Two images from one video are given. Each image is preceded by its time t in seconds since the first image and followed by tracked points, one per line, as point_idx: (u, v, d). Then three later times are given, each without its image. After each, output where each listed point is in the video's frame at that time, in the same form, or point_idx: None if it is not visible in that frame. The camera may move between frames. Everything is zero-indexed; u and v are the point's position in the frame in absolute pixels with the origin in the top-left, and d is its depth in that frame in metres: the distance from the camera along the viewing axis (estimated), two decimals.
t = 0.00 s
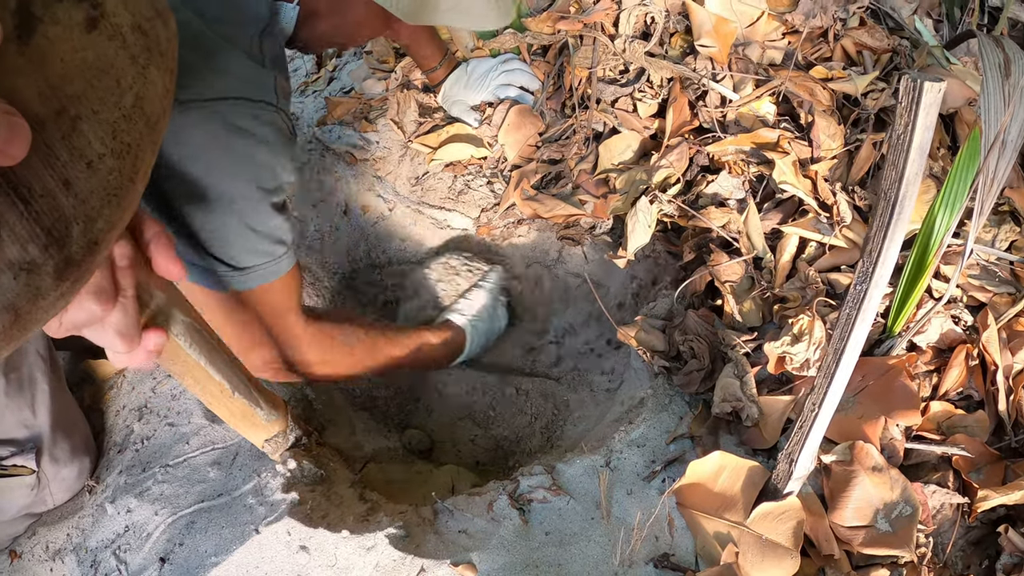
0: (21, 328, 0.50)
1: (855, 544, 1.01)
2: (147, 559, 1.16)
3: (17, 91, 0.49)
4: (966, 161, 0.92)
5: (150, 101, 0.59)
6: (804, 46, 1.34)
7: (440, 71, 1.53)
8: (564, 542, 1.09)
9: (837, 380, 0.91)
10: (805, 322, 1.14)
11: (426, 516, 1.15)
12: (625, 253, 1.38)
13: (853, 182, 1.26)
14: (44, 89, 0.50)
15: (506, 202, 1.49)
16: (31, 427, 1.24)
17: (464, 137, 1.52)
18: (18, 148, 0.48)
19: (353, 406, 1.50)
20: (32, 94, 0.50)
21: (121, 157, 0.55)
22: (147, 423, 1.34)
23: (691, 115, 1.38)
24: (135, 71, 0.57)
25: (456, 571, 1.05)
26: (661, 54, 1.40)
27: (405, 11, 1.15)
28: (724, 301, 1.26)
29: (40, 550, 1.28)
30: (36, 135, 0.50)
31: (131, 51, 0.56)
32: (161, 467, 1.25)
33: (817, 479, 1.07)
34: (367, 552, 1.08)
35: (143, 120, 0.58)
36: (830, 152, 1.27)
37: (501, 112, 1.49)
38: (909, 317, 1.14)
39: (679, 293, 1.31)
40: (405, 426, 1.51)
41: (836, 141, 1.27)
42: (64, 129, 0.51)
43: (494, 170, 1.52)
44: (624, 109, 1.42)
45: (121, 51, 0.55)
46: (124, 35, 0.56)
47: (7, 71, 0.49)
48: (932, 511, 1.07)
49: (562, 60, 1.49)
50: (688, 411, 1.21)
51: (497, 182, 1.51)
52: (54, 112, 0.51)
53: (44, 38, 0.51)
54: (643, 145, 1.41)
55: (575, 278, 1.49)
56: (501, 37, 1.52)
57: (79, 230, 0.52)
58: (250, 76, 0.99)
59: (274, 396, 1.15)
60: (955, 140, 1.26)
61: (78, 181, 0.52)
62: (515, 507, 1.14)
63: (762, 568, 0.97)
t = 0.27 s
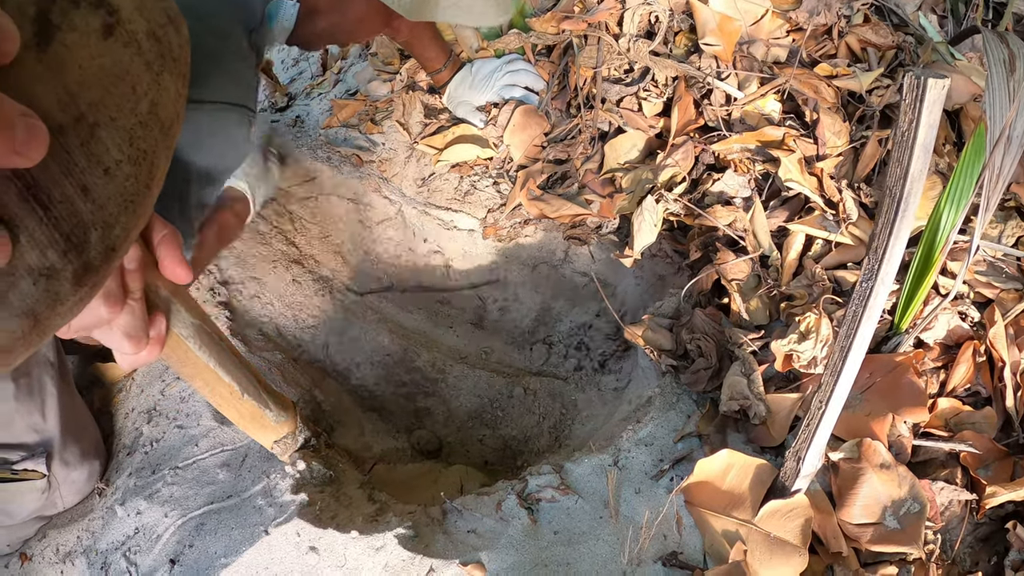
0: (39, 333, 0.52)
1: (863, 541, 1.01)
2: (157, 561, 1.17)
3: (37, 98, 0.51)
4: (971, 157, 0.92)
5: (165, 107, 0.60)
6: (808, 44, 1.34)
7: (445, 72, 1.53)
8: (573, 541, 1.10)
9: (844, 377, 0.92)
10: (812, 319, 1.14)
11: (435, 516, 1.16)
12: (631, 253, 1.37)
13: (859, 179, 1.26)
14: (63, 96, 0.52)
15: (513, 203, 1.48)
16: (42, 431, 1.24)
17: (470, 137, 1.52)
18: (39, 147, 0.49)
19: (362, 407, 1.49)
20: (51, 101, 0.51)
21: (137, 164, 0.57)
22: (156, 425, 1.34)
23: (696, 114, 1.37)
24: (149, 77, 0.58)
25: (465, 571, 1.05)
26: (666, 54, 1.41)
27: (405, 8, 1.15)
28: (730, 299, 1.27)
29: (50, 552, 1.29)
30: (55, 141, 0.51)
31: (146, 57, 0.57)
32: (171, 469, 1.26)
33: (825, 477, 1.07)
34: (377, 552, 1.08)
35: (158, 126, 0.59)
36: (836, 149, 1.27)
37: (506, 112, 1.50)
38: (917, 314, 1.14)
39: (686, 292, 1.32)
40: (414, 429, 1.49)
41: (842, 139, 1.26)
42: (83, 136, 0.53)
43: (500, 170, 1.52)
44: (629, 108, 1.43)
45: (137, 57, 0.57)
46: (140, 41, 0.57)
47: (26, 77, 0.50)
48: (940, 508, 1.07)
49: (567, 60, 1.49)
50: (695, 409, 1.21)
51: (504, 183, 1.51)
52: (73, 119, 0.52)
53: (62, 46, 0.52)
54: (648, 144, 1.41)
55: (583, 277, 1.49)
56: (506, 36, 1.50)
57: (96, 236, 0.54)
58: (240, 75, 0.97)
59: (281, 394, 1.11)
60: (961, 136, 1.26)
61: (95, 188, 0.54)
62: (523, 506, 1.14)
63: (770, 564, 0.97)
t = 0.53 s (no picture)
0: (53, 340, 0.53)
1: (860, 544, 1.01)
2: (156, 564, 1.17)
3: (48, 105, 0.49)
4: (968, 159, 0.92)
5: (175, 112, 0.57)
6: (805, 45, 1.34)
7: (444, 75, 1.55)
8: (570, 544, 1.10)
9: (841, 380, 0.91)
10: (809, 322, 1.14)
11: (433, 519, 1.16)
12: (629, 254, 1.38)
13: (857, 180, 1.25)
14: (74, 101, 0.50)
15: (511, 205, 1.48)
16: (40, 434, 1.25)
17: (468, 140, 1.53)
18: (52, 143, 0.47)
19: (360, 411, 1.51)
20: (62, 106, 0.49)
21: (148, 169, 0.55)
22: (155, 429, 1.35)
23: (694, 116, 1.38)
24: (158, 83, 0.55)
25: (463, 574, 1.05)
26: (663, 56, 1.40)
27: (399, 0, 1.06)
28: (728, 302, 1.27)
29: (49, 555, 1.29)
30: (66, 147, 0.50)
31: (155, 63, 0.55)
32: (170, 472, 1.26)
33: (822, 479, 1.07)
34: (374, 555, 1.09)
35: (168, 133, 0.56)
36: (833, 151, 1.27)
37: (503, 115, 1.51)
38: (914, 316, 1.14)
39: (684, 294, 1.32)
40: (414, 431, 1.51)
41: (839, 140, 1.26)
42: (94, 142, 0.51)
43: (498, 173, 1.52)
44: (627, 111, 1.42)
45: (145, 64, 0.54)
46: (149, 46, 0.55)
47: (35, 79, 0.48)
48: (938, 511, 1.07)
49: (564, 63, 1.49)
50: (693, 412, 1.21)
51: (502, 186, 1.51)
52: (85, 124, 0.50)
53: (73, 51, 0.50)
54: (646, 147, 1.41)
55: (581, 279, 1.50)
56: (504, 40, 1.54)
57: (108, 243, 0.53)
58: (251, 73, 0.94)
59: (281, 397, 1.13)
60: (959, 137, 1.26)
61: (107, 194, 0.52)
62: (521, 509, 1.14)
63: (767, 568, 0.97)
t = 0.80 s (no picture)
0: (138, 272, 0.50)
1: (861, 545, 1.01)
2: (157, 565, 1.17)
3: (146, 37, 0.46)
4: (970, 159, 0.92)
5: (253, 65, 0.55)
6: (806, 46, 1.34)
7: (444, 76, 1.54)
8: (572, 545, 1.10)
9: (842, 381, 0.92)
10: (811, 323, 1.14)
11: (434, 520, 1.16)
12: (630, 255, 1.37)
13: (858, 181, 1.25)
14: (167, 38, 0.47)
15: (512, 206, 1.49)
16: (41, 435, 1.25)
17: (469, 141, 1.53)
18: (109, 185, 0.45)
19: (362, 412, 1.50)
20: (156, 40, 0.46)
21: (228, 121, 0.52)
22: (156, 430, 1.35)
23: (695, 116, 1.37)
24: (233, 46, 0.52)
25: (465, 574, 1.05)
26: (664, 56, 1.40)
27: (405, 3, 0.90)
28: (729, 303, 1.27)
29: (51, 556, 1.29)
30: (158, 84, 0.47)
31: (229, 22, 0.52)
32: (171, 473, 1.27)
33: (824, 480, 1.07)
34: (376, 556, 1.09)
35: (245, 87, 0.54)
36: (834, 152, 1.26)
37: (505, 115, 1.50)
38: (916, 316, 1.14)
39: (685, 295, 1.32)
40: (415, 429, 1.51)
41: (841, 141, 1.26)
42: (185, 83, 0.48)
43: (499, 174, 1.52)
44: (628, 111, 1.42)
45: (222, 26, 0.51)
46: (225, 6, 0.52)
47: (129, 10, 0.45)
48: (939, 511, 1.07)
49: (565, 63, 1.49)
50: (694, 413, 1.21)
51: (502, 187, 1.51)
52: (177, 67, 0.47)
53: None
54: (647, 147, 1.41)
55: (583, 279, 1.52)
56: (505, 40, 1.51)
57: (196, 182, 0.50)
58: (277, 53, 0.87)
59: (296, 387, 1.16)
60: (960, 138, 1.26)
61: (195, 134, 0.50)
62: (522, 510, 1.14)
63: (768, 568, 0.97)
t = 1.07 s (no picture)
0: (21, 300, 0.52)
1: (866, 547, 1.01)
2: (163, 563, 1.17)
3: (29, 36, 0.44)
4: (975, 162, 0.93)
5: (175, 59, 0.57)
6: (812, 47, 1.34)
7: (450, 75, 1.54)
8: (577, 545, 1.10)
9: (848, 382, 0.92)
10: (817, 324, 1.14)
11: (439, 520, 1.16)
12: (636, 255, 1.38)
13: (864, 183, 1.25)
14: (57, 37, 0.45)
15: (517, 206, 1.49)
16: (47, 432, 1.26)
17: (475, 141, 1.53)
18: None
19: (368, 411, 1.52)
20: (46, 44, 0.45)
21: (138, 120, 0.54)
22: (161, 428, 1.35)
23: (701, 117, 1.38)
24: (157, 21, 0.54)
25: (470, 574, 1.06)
26: (670, 57, 1.40)
27: None
28: (735, 303, 1.27)
29: (56, 554, 1.30)
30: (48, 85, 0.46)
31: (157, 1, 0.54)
32: (176, 471, 1.27)
33: (829, 481, 1.07)
34: (381, 555, 1.09)
35: (166, 79, 0.56)
36: (840, 153, 1.27)
37: (511, 115, 1.51)
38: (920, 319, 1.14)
39: (690, 296, 1.32)
40: (421, 431, 1.51)
41: (847, 142, 1.26)
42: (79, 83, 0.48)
43: (505, 174, 1.52)
44: (634, 112, 1.42)
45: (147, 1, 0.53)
46: None
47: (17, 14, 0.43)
48: (944, 513, 1.07)
49: (571, 64, 1.49)
50: (700, 414, 1.21)
51: (508, 187, 1.51)
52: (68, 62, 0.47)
53: None
54: (653, 148, 1.41)
55: (589, 279, 1.51)
56: (511, 41, 1.52)
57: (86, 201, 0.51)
58: (282, 61, 0.89)
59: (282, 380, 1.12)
60: (966, 140, 1.25)
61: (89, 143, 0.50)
62: (527, 510, 1.15)
63: (772, 569, 0.97)
